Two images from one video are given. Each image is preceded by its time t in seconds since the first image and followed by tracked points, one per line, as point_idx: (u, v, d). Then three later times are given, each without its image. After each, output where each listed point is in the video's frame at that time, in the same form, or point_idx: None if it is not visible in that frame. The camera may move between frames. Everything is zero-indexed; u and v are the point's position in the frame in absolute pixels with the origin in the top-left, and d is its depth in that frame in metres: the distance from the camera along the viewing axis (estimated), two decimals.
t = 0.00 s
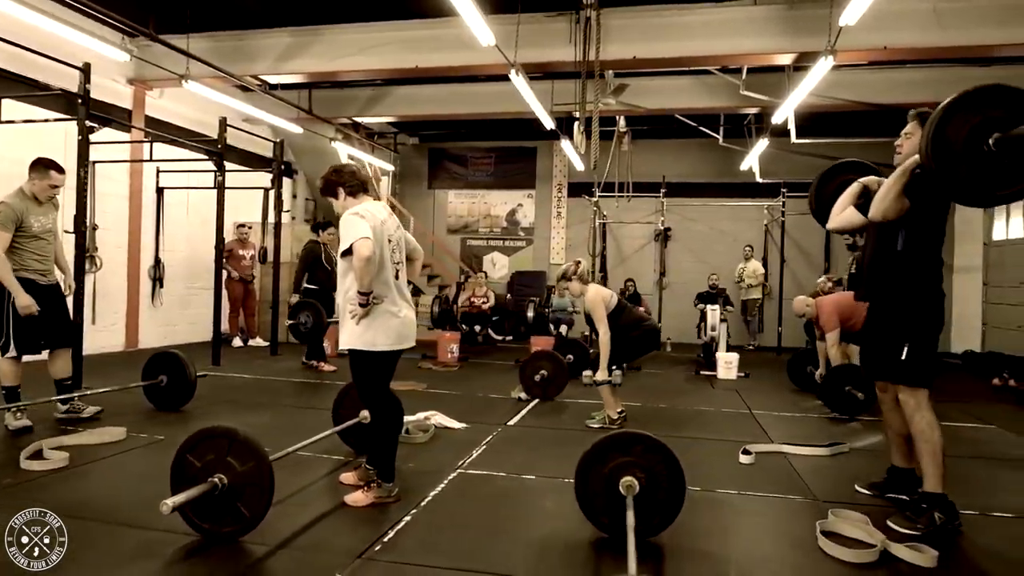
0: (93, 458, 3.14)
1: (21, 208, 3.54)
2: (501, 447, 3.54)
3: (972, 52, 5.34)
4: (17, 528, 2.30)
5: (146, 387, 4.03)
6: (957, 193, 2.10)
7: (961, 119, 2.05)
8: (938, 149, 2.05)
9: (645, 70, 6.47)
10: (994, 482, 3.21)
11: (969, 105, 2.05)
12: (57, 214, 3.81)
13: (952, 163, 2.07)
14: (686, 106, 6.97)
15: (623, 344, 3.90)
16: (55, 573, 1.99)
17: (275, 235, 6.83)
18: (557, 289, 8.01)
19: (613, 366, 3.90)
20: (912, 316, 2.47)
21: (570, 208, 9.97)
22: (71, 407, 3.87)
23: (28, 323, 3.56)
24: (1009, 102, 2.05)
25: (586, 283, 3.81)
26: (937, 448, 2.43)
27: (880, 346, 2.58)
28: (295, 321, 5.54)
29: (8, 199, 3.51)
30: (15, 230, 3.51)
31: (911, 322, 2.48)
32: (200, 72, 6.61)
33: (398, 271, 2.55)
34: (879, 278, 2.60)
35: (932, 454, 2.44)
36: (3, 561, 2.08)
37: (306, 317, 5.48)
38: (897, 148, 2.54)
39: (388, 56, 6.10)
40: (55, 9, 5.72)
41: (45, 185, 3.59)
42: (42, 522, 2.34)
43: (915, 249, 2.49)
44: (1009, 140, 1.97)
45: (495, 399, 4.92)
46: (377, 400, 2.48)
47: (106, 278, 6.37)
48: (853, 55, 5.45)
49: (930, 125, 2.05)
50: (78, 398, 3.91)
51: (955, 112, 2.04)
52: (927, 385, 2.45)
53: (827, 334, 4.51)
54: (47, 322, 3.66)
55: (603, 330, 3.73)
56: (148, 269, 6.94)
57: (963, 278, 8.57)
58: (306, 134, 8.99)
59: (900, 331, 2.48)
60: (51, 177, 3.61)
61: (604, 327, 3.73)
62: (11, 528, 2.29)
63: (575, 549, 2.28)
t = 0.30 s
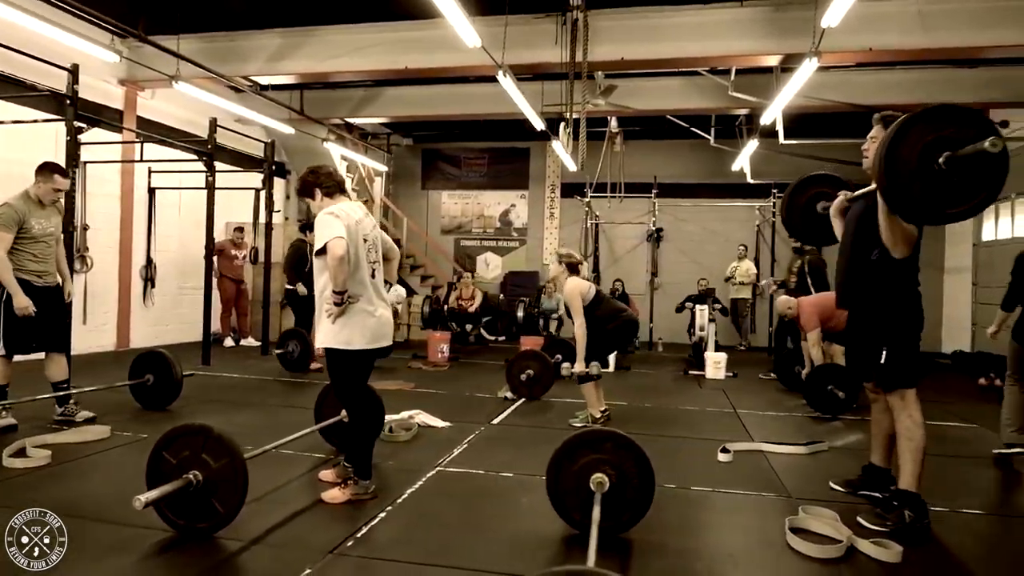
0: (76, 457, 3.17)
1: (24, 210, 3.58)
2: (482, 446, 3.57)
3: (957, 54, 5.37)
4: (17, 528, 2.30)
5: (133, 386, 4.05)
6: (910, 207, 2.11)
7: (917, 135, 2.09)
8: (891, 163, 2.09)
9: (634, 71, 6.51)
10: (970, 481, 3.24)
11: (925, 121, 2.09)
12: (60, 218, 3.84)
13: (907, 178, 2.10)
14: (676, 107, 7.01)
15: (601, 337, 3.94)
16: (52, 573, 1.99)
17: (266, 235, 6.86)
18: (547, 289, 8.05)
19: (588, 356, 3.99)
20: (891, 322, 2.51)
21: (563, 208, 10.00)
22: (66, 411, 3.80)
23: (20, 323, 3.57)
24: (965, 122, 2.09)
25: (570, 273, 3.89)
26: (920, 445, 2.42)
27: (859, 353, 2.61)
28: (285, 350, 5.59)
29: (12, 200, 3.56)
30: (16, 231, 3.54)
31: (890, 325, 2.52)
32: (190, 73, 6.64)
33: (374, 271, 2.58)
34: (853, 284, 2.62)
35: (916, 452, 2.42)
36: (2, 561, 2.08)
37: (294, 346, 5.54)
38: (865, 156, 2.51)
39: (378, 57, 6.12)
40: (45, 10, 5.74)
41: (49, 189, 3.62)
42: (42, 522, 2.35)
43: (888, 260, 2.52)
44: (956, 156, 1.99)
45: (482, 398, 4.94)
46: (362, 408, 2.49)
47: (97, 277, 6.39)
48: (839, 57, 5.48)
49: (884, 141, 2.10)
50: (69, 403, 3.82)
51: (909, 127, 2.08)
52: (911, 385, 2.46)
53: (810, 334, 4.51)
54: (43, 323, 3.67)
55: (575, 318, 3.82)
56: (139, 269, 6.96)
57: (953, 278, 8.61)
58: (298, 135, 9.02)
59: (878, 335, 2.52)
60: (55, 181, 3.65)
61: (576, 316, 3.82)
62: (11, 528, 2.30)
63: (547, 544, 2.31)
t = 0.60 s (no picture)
0: (62, 454, 3.19)
1: (34, 208, 3.61)
2: (466, 445, 3.60)
3: (943, 56, 5.40)
4: (17, 528, 2.29)
5: (122, 385, 4.08)
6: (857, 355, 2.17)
7: (858, 285, 2.12)
8: (835, 312, 2.15)
9: (623, 72, 6.55)
10: (947, 478, 3.28)
11: (866, 272, 2.11)
12: (75, 223, 3.85)
13: (854, 327, 2.15)
14: (666, 108, 7.06)
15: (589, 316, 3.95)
16: (51, 573, 1.98)
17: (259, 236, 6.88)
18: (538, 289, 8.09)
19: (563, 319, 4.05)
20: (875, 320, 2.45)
21: (556, 208, 10.03)
22: (55, 410, 3.83)
23: (15, 319, 3.57)
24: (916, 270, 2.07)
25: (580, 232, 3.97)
26: (895, 440, 2.42)
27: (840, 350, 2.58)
28: (275, 355, 5.54)
29: (25, 197, 3.60)
30: (21, 227, 3.56)
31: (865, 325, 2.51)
32: (182, 74, 6.67)
33: (355, 270, 2.61)
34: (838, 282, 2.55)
35: (892, 447, 2.42)
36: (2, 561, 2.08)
37: (283, 350, 5.48)
38: (834, 170, 2.52)
39: (368, 58, 6.14)
40: (36, 12, 5.77)
41: (65, 192, 3.64)
42: (42, 522, 2.34)
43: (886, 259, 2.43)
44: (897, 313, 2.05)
45: (470, 398, 4.98)
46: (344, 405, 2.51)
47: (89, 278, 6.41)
48: (825, 58, 5.52)
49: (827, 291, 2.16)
50: (57, 402, 3.85)
51: (850, 278, 2.12)
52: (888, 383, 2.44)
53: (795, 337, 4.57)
54: (41, 322, 3.67)
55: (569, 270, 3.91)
56: (132, 269, 6.99)
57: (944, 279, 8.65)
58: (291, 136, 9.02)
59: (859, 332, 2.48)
60: (74, 186, 3.66)
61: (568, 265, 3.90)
62: (11, 528, 2.28)
63: (524, 539, 2.34)
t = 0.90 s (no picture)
0: (45, 454, 3.20)
1: (26, 206, 3.60)
2: (449, 444, 3.60)
3: (931, 56, 5.42)
4: (16, 528, 2.29)
5: (108, 384, 4.09)
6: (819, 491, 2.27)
7: (830, 424, 2.23)
8: (805, 452, 2.24)
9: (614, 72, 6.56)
10: (927, 476, 3.29)
11: (837, 413, 2.22)
12: (72, 223, 3.83)
13: (821, 465, 2.25)
14: (656, 107, 7.08)
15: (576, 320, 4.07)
16: (53, 573, 1.98)
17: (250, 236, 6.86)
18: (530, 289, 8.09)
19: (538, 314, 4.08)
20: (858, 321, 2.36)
21: (549, 209, 10.03)
22: (39, 410, 3.83)
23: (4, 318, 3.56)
24: (889, 411, 2.22)
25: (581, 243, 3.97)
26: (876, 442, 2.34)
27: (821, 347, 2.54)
28: (262, 356, 5.53)
29: (20, 194, 3.61)
30: (11, 223, 3.56)
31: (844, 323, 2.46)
32: (171, 74, 6.67)
33: (331, 269, 2.61)
34: (819, 282, 2.49)
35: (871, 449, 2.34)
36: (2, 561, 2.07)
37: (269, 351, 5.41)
38: (804, 178, 2.54)
39: (357, 58, 6.14)
40: (25, 12, 5.77)
41: (59, 192, 3.61)
42: (42, 522, 2.33)
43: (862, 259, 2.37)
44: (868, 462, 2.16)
45: (458, 397, 4.99)
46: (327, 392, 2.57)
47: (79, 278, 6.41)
48: (812, 59, 5.54)
49: (801, 427, 2.25)
50: (42, 402, 3.85)
51: (823, 419, 2.22)
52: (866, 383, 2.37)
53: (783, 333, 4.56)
54: (30, 322, 3.66)
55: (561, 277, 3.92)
56: (123, 269, 6.99)
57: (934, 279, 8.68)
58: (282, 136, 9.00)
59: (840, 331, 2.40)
60: (68, 187, 3.62)
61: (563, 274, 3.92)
62: (10, 528, 2.28)
63: (499, 537, 2.34)
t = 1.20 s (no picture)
0: (22, 453, 3.17)
1: None
2: (430, 443, 3.58)
3: (920, 55, 5.40)
4: (17, 528, 2.27)
5: (89, 384, 4.07)
6: (800, 474, 2.19)
7: (817, 405, 2.15)
8: (788, 434, 2.16)
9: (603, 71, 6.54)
10: (908, 476, 3.27)
11: (826, 394, 2.14)
12: (41, 218, 3.79)
13: (804, 448, 2.17)
14: (646, 106, 7.07)
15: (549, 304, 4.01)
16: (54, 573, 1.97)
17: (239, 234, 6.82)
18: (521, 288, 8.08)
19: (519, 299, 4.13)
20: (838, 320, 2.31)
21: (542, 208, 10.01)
22: (18, 409, 3.80)
23: None
24: (880, 398, 2.14)
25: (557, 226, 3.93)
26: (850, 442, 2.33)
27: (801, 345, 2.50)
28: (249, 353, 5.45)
29: None
30: None
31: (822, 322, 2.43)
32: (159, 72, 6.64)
33: (297, 267, 2.60)
34: (801, 280, 2.44)
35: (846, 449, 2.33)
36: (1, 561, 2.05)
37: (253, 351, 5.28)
38: (783, 179, 2.50)
39: (344, 56, 6.11)
40: (11, 10, 5.73)
41: (29, 189, 3.58)
42: (42, 522, 2.31)
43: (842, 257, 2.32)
44: (850, 444, 2.06)
45: (445, 396, 4.97)
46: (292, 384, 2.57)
47: (66, 277, 6.38)
48: (801, 57, 5.52)
49: (786, 407, 2.17)
50: (22, 401, 3.83)
51: (809, 399, 2.14)
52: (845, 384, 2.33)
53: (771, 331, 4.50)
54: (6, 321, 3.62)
55: (526, 253, 3.95)
56: (111, 268, 6.97)
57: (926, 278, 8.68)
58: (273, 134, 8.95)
59: (819, 330, 2.35)
60: (37, 183, 3.59)
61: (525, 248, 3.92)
62: (11, 528, 2.26)
63: (472, 537, 2.32)
